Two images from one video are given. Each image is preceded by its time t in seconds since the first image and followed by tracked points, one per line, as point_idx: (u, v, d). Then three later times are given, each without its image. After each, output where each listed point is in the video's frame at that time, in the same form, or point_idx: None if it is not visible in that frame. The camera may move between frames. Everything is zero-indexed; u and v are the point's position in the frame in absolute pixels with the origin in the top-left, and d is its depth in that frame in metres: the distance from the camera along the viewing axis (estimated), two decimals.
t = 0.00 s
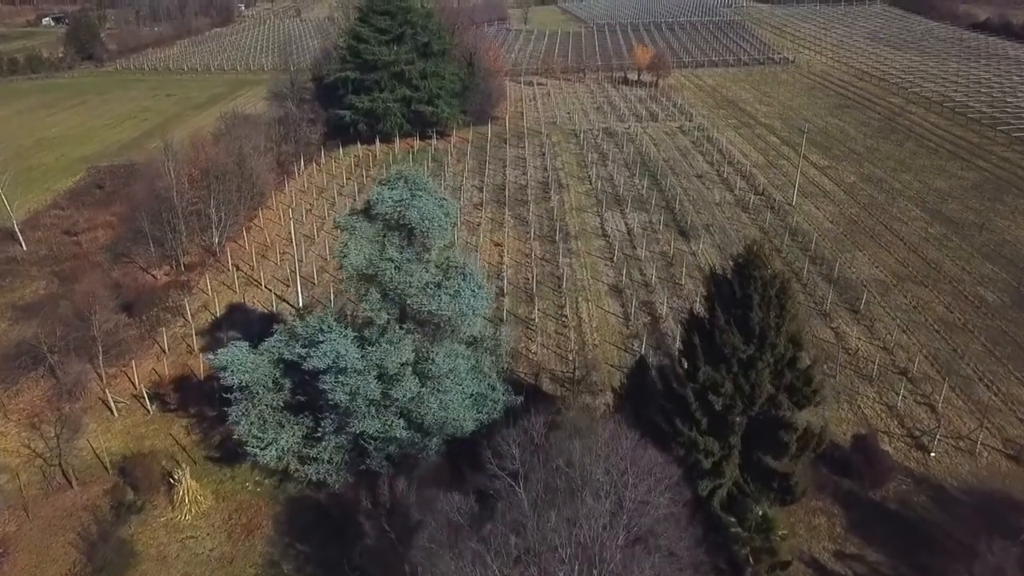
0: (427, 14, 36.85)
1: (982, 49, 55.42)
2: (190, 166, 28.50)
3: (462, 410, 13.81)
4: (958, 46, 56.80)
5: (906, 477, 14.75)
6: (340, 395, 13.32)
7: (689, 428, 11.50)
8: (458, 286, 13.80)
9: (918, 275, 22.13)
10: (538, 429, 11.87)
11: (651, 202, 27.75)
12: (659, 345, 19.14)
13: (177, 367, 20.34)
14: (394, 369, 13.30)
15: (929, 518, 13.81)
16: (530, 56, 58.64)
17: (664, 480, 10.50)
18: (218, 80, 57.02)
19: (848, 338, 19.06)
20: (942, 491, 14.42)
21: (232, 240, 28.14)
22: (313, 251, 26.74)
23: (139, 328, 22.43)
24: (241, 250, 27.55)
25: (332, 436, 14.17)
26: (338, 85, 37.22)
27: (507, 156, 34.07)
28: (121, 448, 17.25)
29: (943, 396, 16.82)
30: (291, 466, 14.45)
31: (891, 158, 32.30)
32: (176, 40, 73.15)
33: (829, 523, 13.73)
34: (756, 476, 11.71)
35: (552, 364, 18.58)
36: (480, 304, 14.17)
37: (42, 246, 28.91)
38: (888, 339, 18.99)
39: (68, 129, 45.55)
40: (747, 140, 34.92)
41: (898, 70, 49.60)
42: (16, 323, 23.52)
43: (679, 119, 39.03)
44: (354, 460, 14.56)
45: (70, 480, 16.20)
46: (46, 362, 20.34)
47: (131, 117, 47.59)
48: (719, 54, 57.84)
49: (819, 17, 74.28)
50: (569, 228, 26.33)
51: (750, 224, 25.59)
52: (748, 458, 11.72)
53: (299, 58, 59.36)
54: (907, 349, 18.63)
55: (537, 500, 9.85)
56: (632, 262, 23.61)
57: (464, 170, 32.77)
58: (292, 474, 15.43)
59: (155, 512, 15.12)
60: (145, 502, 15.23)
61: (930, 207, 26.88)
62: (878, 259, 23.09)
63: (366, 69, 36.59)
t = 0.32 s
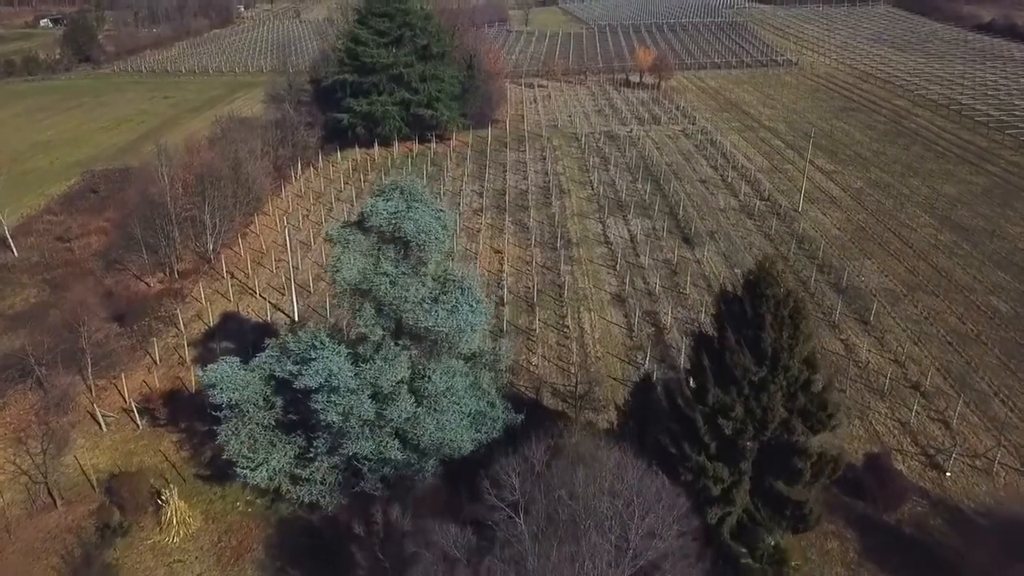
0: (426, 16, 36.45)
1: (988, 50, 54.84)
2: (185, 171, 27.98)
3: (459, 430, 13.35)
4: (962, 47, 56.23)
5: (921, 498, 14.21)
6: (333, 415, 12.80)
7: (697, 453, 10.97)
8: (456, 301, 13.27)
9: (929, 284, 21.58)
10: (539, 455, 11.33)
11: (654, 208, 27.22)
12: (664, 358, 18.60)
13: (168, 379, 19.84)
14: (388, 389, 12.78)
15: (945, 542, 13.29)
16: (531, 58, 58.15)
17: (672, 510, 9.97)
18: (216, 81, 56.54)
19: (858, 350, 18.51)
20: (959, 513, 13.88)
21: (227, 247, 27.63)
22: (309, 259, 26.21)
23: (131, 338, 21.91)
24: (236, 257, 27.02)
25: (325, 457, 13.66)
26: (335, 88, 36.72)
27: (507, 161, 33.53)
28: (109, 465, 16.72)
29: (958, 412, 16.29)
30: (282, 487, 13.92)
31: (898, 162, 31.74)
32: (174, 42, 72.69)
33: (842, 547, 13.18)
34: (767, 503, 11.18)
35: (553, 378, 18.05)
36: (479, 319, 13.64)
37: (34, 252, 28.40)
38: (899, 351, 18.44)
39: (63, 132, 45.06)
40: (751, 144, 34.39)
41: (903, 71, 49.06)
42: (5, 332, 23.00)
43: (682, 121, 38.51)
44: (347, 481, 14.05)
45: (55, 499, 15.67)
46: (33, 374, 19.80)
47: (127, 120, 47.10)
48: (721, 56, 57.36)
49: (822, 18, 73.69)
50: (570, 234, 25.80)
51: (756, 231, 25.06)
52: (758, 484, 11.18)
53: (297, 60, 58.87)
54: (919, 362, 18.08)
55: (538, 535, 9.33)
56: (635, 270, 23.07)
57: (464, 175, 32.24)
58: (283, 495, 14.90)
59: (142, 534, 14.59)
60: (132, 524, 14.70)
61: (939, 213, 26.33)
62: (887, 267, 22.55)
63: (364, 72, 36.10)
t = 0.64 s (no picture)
0: (424, 18, 36.01)
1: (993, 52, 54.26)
2: (179, 177, 27.45)
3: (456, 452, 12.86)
4: (967, 49, 55.66)
5: (938, 522, 13.65)
6: (324, 438, 12.25)
7: (707, 481, 10.42)
8: (452, 318, 12.71)
9: (940, 294, 21.02)
10: (540, 484, 10.78)
11: (657, 214, 26.66)
12: (668, 372, 18.06)
13: (159, 392, 19.32)
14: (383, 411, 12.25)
15: (964, 569, 12.73)
16: (531, 60, 57.60)
17: (681, 545, 9.43)
18: (213, 84, 56.00)
19: (869, 364, 17.95)
20: (979, 538, 13.32)
21: (222, 254, 27.08)
22: (304, 267, 25.67)
23: (121, 349, 21.37)
24: (230, 264, 26.46)
25: (317, 480, 13.13)
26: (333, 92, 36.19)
27: (508, 165, 32.97)
28: (95, 484, 16.17)
29: (975, 431, 15.74)
30: (272, 511, 13.38)
31: (906, 166, 31.19)
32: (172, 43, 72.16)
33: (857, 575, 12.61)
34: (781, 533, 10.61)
35: (554, 394, 17.51)
36: (477, 336, 13.09)
37: (25, 259, 27.83)
38: (912, 365, 17.89)
39: (58, 136, 44.52)
40: (755, 148, 33.82)
41: (908, 73, 48.51)
42: None
43: (684, 125, 37.95)
44: (340, 503, 13.52)
45: (38, 521, 15.12)
46: (20, 388, 19.24)
47: (124, 123, 46.56)
48: (724, 57, 56.79)
49: (825, 19, 73.11)
50: (572, 242, 25.23)
51: (761, 238, 24.50)
52: (771, 513, 10.62)
53: (296, 63, 58.32)
54: (932, 376, 17.51)
55: None
56: (639, 279, 22.51)
57: (463, 180, 31.67)
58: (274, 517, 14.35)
59: (128, 559, 14.06)
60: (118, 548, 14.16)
61: (948, 220, 25.77)
62: (896, 276, 21.99)
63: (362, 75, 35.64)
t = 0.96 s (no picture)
0: (424, 20, 35.46)
1: (999, 53, 53.71)
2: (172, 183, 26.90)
3: (453, 479, 12.29)
4: (973, 50, 55.03)
5: (957, 549, 13.07)
6: (313, 464, 11.66)
7: (717, 514, 9.84)
8: (449, 338, 12.11)
9: (953, 304, 20.44)
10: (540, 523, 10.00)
11: (660, 221, 26.09)
12: (673, 388, 17.49)
13: (148, 408, 18.75)
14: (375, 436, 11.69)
15: None
16: (532, 61, 57.05)
17: None
18: (211, 86, 55.47)
19: (882, 380, 17.35)
20: (1000, 566, 12.73)
21: (215, 261, 26.51)
22: (300, 275, 25.09)
23: (111, 361, 20.81)
24: (224, 272, 25.89)
25: (307, 506, 12.55)
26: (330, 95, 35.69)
27: (508, 170, 32.41)
28: (79, 505, 15.62)
29: (992, 451, 15.17)
30: (261, 538, 12.81)
31: (913, 171, 30.62)
32: (171, 45, 71.67)
33: None
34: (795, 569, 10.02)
35: (556, 411, 16.92)
36: (474, 356, 12.51)
37: (15, 267, 27.26)
38: (925, 380, 17.30)
39: (53, 139, 43.97)
40: (759, 152, 33.24)
41: (914, 75, 47.94)
42: None
43: (687, 128, 37.37)
44: (331, 531, 12.95)
45: (19, 544, 14.58)
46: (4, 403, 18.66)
47: (119, 125, 46.02)
48: (727, 59, 56.25)
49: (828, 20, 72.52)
50: (574, 249, 24.65)
51: (767, 246, 23.93)
52: (785, 548, 10.03)
53: (294, 65, 57.83)
54: (946, 392, 16.94)
55: None
56: (642, 288, 21.93)
57: (463, 185, 31.09)
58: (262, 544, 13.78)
59: None
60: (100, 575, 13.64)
61: (958, 227, 25.17)
62: (907, 286, 21.39)
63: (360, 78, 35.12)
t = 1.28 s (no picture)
0: (422, 22, 34.88)
1: (1005, 55, 53.09)
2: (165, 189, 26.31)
3: (448, 508, 11.70)
4: (979, 52, 54.41)
5: None
6: (301, 493, 11.06)
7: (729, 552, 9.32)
8: (444, 360, 11.51)
9: (966, 316, 19.82)
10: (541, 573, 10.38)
11: (663, 228, 25.49)
12: (677, 405, 16.90)
13: (135, 424, 18.19)
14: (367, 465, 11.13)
15: None
16: (533, 63, 56.46)
17: None
18: (208, 88, 54.86)
19: (894, 397, 16.74)
20: None
21: (208, 269, 25.90)
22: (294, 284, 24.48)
23: (99, 375, 20.22)
24: (216, 280, 25.29)
25: (295, 536, 11.98)
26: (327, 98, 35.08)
27: (508, 175, 31.81)
28: (60, 528, 15.03)
29: (1011, 473, 14.56)
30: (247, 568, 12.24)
31: (921, 176, 30.01)
32: (168, 46, 71.10)
33: None
34: None
35: (557, 429, 16.34)
36: (471, 378, 11.90)
37: (3, 274, 26.66)
38: (939, 397, 16.69)
39: (47, 142, 43.39)
40: (764, 157, 32.63)
41: (919, 78, 47.31)
42: None
43: (690, 132, 36.79)
44: (321, 561, 12.39)
45: None
46: None
47: (114, 129, 45.43)
48: (730, 61, 55.65)
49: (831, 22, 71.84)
50: (575, 258, 24.04)
51: (773, 255, 23.34)
52: None
53: (292, 67, 57.27)
54: (961, 410, 16.33)
55: None
56: (645, 299, 21.33)
57: (462, 190, 30.50)
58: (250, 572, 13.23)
59: None
60: None
61: (969, 234, 24.56)
62: (918, 296, 20.78)
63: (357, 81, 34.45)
